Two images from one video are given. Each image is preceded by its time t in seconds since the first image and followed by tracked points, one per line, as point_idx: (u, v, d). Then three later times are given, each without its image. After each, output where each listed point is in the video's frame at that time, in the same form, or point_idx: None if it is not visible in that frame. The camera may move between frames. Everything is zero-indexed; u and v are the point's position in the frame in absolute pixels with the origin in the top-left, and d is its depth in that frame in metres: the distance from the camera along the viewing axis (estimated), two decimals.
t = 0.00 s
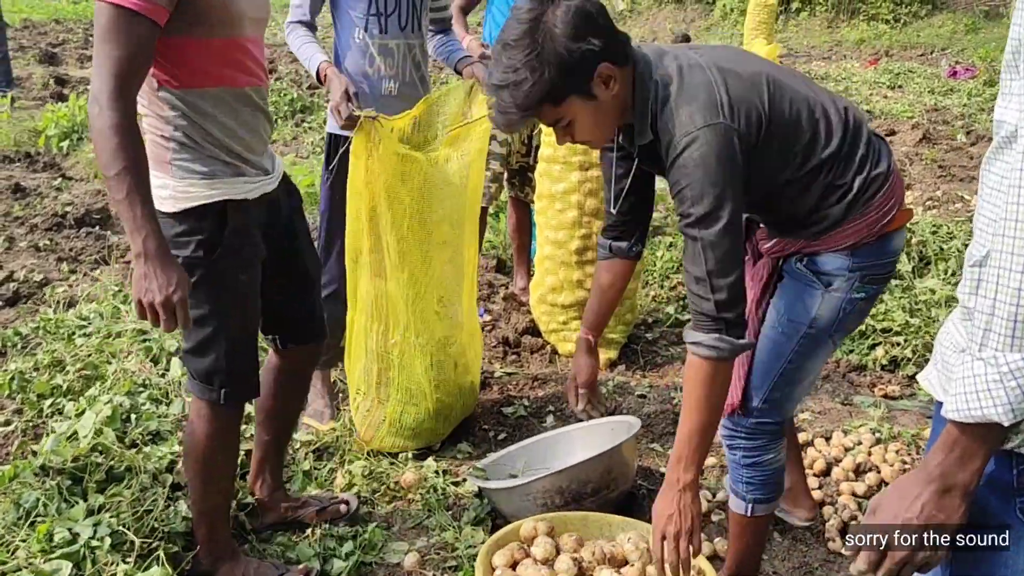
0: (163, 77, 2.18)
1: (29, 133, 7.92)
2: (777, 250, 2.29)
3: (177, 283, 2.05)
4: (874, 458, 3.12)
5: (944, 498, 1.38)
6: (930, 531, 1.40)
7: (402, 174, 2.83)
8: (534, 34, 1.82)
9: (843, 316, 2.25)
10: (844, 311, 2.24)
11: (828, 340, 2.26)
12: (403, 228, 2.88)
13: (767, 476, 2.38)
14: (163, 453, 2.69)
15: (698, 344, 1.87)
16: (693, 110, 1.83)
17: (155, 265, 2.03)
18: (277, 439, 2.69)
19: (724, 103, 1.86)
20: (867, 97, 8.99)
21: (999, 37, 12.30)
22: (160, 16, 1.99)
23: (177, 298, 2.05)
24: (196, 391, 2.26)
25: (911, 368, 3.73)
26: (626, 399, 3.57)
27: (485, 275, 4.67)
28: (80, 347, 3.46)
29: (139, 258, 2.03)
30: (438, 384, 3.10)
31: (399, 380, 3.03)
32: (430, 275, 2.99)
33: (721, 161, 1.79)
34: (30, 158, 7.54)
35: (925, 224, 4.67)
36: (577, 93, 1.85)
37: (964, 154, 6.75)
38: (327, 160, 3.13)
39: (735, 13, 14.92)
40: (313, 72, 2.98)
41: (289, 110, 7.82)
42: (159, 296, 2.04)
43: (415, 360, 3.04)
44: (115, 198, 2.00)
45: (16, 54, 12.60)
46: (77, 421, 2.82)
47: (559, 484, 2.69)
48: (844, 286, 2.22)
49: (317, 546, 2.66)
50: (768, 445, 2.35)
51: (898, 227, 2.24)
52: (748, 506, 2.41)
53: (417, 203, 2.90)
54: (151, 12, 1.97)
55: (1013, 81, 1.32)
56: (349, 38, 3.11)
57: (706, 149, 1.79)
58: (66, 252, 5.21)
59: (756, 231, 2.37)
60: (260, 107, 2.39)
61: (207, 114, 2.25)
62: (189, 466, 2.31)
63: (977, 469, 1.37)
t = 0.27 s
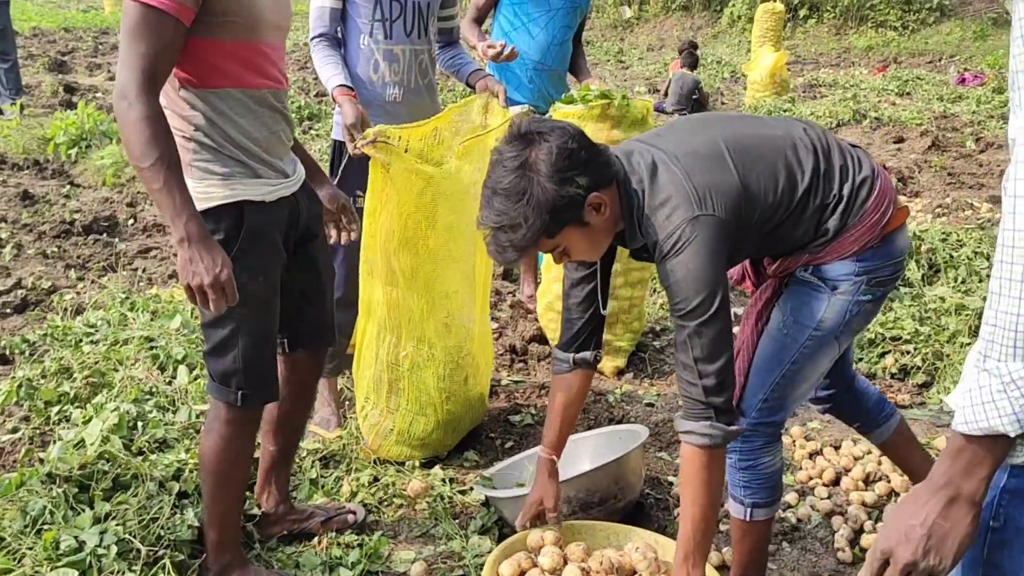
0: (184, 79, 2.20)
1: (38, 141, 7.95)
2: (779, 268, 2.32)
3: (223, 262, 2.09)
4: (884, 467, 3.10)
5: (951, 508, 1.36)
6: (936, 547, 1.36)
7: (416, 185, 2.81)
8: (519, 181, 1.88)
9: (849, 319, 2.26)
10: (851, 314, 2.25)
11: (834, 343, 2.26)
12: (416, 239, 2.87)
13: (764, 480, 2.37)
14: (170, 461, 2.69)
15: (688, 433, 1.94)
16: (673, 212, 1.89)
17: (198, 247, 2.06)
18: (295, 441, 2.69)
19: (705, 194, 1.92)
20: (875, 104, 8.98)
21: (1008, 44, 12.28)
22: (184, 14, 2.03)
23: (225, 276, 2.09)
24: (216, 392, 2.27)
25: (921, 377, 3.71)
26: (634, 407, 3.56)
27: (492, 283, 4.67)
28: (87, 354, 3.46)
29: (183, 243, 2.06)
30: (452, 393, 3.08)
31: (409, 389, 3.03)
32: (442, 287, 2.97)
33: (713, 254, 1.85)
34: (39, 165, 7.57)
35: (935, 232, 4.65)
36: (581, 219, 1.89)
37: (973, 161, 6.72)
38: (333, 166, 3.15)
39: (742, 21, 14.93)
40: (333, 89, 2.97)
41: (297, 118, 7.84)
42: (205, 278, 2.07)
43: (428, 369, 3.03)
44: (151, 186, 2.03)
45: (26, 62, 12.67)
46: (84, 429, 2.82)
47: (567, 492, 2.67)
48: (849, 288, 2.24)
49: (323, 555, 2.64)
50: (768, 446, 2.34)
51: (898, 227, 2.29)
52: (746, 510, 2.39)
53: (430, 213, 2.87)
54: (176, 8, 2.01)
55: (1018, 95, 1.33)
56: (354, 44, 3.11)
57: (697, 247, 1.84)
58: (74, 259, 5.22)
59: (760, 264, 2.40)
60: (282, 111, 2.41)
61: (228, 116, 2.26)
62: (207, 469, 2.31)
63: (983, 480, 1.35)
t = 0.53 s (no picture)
0: (201, 84, 2.25)
1: (42, 152, 7.98)
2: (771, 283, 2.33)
3: (221, 249, 2.12)
4: (887, 479, 3.11)
5: (930, 549, 1.46)
6: None
7: (421, 198, 2.83)
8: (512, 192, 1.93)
9: (841, 328, 2.26)
10: (841, 324, 2.25)
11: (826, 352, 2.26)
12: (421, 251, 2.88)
13: (764, 489, 2.38)
14: (176, 471, 2.70)
15: (718, 435, 1.92)
16: (668, 222, 1.93)
17: (200, 232, 2.07)
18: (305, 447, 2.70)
19: (700, 203, 1.96)
20: (876, 115, 9.02)
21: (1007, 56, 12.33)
22: (200, 19, 2.07)
23: (223, 261, 2.13)
24: (244, 400, 2.32)
25: (922, 389, 3.72)
26: (637, 419, 3.57)
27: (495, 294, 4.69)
28: (92, 365, 3.47)
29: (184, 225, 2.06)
30: (457, 400, 3.10)
31: (414, 402, 3.04)
32: (446, 298, 3.00)
33: (713, 262, 1.86)
34: (42, 177, 7.60)
35: (935, 244, 4.67)
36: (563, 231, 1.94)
37: (973, 173, 6.75)
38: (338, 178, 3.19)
39: (742, 32, 15.00)
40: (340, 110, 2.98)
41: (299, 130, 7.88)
42: (206, 262, 2.09)
43: (434, 378, 3.05)
44: (154, 171, 2.05)
45: (29, 73, 12.73)
46: (91, 440, 2.83)
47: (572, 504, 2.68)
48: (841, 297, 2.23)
49: (329, 566, 2.65)
50: (768, 455, 2.35)
51: (887, 236, 2.30)
52: (746, 520, 2.41)
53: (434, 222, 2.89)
54: (191, 12, 2.04)
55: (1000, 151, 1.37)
56: (359, 58, 3.13)
57: (697, 256, 1.86)
58: (78, 270, 5.24)
59: (754, 279, 2.41)
60: (297, 122, 2.43)
61: (239, 121, 2.29)
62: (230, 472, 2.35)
63: (964, 523, 1.44)
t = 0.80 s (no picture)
0: (223, 96, 2.32)
1: (46, 167, 8.05)
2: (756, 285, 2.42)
3: (208, 254, 2.19)
4: (885, 492, 3.17)
5: None
6: None
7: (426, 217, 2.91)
8: (501, 124, 2.20)
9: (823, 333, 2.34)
10: (821, 329, 2.33)
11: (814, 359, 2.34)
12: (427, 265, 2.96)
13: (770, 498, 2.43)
14: (190, 483, 2.76)
15: (765, 339, 2.04)
16: (657, 175, 2.13)
17: (186, 239, 2.15)
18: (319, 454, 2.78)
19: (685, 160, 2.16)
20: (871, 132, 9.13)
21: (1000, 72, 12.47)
22: (220, 34, 2.16)
23: (208, 269, 2.20)
24: (266, 411, 2.40)
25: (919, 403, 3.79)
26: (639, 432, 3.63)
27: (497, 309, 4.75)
28: (103, 379, 3.53)
29: (173, 230, 2.15)
30: (462, 413, 3.17)
31: (422, 415, 3.11)
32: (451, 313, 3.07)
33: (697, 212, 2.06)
34: (46, 192, 7.65)
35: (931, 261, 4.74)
36: (535, 175, 2.21)
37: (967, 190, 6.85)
38: (349, 195, 3.26)
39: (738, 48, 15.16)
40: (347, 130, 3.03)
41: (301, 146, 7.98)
42: (194, 265, 2.18)
43: (439, 391, 3.11)
44: (151, 176, 2.15)
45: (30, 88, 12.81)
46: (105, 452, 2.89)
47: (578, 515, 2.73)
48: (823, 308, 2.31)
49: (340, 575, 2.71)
50: (771, 465, 2.42)
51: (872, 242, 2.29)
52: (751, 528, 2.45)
53: (442, 236, 2.96)
54: (209, 26, 2.14)
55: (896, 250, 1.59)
56: (370, 79, 3.21)
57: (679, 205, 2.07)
58: (84, 285, 5.30)
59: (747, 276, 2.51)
60: (318, 140, 2.48)
61: (257, 133, 2.35)
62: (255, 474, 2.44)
63: None
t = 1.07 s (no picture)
0: (232, 114, 2.38)
1: (45, 180, 8.10)
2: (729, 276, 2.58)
3: (211, 278, 2.23)
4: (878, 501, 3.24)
5: None
6: None
7: (433, 232, 2.99)
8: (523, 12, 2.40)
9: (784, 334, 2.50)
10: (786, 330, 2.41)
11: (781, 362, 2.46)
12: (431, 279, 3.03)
13: (753, 500, 2.40)
14: (199, 492, 2.81)
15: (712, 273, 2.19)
16: (644, 108, 2.24)
17: (191, 263, 2.20)
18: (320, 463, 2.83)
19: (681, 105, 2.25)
20: (862, 147, 9.25)
21: (989, 89, 12.64)
22: (234, 59, 2.22)
23: (208, 295, 2.23)
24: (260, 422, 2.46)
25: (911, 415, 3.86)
26: (637, 444, 3.70)
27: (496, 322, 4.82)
28: (110, 391, 3.59)
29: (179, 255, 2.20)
30: (463, 422, 3.24)
31: (424, 426, 3.18)
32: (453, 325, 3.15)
33: (671, 146, 2.17)
34: (45, 205, 7.70)
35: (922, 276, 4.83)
36: (535, 69, 2.40)
37: (957, 206, 6.96)
38: (356, 211, 3.37)
39: (731, 64, 15.31)
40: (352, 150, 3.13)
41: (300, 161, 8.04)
42: (197, 286, 2.21)
43: (441, 402, 3.18)
44: (163, 200, 2.19)
45: (27, 101, 12.85)
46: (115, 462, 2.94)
47: (579, 524, 2.79)
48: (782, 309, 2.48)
49: None
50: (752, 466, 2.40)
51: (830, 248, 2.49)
52: (738, 533, 2.42)
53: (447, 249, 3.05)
54: (224, 52, 2.19)
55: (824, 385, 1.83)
56: (374, 99, 3.29)
57: (656, 135, 2.19)
58: (87, 298, 5.35)
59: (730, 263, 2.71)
60: (326, 158, 2.54)
61: (265, 151, 2.40)
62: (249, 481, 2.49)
63: None
